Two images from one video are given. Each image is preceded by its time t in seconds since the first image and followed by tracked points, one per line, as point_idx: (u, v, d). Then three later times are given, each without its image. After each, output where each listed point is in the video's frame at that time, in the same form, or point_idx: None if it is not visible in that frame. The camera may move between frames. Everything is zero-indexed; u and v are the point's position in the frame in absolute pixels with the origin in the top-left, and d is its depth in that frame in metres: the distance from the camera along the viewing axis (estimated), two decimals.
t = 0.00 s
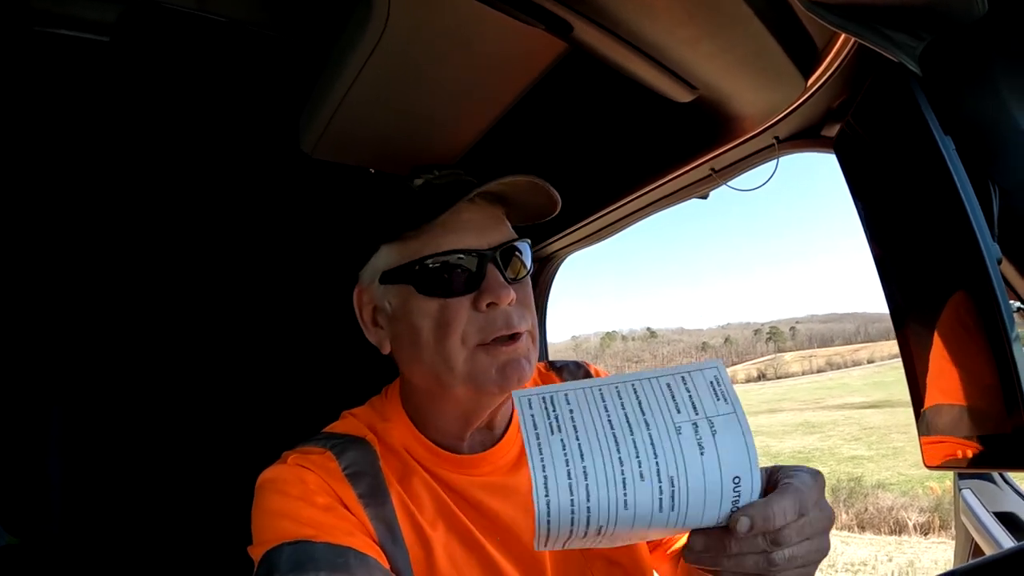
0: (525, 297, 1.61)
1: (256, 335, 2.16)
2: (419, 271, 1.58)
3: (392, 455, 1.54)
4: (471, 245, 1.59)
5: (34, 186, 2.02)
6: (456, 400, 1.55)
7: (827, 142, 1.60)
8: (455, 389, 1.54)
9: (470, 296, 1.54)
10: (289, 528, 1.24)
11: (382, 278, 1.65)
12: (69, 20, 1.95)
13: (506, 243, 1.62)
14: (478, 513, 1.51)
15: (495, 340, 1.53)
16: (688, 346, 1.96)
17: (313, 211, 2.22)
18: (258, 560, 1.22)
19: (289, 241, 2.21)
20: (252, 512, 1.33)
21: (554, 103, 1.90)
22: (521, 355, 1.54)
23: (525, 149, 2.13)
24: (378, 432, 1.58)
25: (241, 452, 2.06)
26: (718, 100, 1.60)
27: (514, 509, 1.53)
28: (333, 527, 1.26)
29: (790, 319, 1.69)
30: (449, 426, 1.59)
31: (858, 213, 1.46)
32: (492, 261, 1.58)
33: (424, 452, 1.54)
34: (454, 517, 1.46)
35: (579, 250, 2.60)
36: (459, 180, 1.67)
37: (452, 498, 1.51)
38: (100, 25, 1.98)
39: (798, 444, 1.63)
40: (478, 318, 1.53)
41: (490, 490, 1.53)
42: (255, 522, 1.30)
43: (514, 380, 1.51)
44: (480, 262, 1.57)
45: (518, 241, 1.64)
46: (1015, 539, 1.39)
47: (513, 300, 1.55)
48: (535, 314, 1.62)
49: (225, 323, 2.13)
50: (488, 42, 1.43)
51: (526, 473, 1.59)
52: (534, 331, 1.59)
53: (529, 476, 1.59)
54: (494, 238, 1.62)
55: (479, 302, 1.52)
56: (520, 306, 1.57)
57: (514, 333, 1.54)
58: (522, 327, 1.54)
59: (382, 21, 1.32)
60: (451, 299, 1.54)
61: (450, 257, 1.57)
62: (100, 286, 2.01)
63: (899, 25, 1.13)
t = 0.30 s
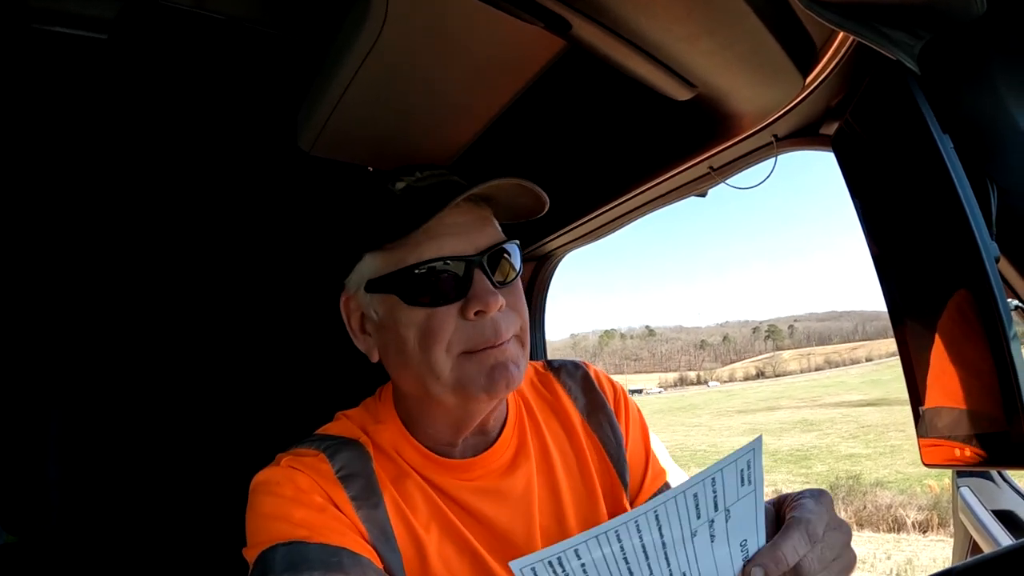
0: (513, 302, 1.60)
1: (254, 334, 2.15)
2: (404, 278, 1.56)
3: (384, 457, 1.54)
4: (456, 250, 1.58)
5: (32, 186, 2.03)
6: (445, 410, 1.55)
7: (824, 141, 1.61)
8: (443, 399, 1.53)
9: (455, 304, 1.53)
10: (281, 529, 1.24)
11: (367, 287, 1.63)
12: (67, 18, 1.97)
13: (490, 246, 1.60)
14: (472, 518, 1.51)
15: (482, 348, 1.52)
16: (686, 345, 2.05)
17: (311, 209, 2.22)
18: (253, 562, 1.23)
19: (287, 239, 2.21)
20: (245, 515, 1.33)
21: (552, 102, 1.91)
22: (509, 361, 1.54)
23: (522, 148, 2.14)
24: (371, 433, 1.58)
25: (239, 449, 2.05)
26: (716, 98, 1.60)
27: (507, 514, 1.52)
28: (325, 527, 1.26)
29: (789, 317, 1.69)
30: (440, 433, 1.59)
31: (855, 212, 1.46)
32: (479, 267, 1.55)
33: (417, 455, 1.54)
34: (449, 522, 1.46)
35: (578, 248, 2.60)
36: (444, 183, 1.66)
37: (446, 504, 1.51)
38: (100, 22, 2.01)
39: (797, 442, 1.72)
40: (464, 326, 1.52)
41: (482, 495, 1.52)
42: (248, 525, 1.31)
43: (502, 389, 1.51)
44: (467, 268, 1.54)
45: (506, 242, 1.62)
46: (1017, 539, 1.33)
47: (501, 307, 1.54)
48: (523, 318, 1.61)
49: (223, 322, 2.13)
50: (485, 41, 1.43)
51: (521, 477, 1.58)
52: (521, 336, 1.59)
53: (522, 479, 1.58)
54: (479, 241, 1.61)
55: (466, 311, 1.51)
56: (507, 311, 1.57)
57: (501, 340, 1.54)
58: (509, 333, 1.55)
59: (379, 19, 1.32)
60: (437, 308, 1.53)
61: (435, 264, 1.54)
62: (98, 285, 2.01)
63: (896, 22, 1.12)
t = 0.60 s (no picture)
0: (516, 301, 1.60)
1: (254, 334, 2.15)
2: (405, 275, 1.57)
3: (386, 458, 1.54)
4: (458, 249, 1.59)
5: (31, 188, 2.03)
6: (447, 409, 1.55)
7: (823, 138, 1.61)
8: (445, 397, 1.53)
9: (458, 302, 1.53)
10: (283, 528, 1.26)
11: (370, 284, 1.65)
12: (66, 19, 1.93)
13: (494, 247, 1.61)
14: (475, 522, 1.50)
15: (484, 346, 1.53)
16: (688, 342, 2.02)
17: (310, 211, 2.22)
18: (255, 560, 1.25)
19: (287, 241, 2.21)
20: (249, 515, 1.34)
21: (551, 101, 1.90)
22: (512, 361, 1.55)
23: (521, 144, 2.13)
24: (374, 434, 1.58)
25: (240, 450, 2.06)
26: (714, 96, 1.60)
27: (510, 517, 1.52)
28: (326, 527, 1.27)
29: (790, 315, 1.67)
30: (441, 433, 1.58)
31: (855, 210, 1.46)
32: (483, 266, 1.56)
33: (420, 458, 1.54)
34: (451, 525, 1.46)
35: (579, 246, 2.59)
36: (449, 181, 1.67)
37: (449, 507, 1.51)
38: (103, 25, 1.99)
39: (798, 439, 1.79)
40: (465, 324, 1.53)
41: (485, 498, 1.52)
42: (251, 524, 1.32)
43: (505, 388, 1.51)
44: (471, 267, 1.55)
45: (511, 243, 1.63)
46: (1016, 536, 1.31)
47: (503, 305, 1.54)
48: (527, 319, 1.61)
49: (225, 324, 2.12)
50: (483, 42, 1.44)
51: (524, 480, 1.58)
52: (525, 335, 1.60)
53: (526, 482, 1.58)
54: (482, 241, 1.62)
55: (468, 308, 1.52)
56: (510, 310, 1.57)
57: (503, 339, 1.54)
58: (512, 332, 1.55)
59: (376, 21, 1.32)
60: (438, 306, 1.53)
61: (441, 262, 1.55)
62: (98, 287, 2.02)
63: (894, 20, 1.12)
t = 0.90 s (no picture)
0: (506, 315, 1.57)
1: (257, 334, 2.16)
2: (410, 277, 1.55)
3: (395, 462, 1.54)
4: (451, 257, 1.58)
5: (37, 185, 2.04)
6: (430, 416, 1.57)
7: (828, 151, 1.62)
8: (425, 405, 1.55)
9: (439, 312, 1.53)
10: (290, 529, 1.26)
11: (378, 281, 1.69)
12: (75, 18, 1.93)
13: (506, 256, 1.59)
14: (482, 529, 1.50)
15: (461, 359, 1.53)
16: (688, 350, 2.05)
17: (315, 213, 2.23)
18: (259, 561, 1.24)
19: (291, 242, 2.23)
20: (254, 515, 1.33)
21: (557, 108, 1.92)
22: (485, 380, 1.54)
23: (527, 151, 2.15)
24: (383, 437, 1.59)
25: (240, 451, 2.06)
26: (720, 107, 1.61)
27: (517, 524, 1.52)
28: (334, 529, 1.27)
29: (792, 325, 1.68)
30: (433, 436, 1.61)
31: (858, 222, 1.46)
32: (469, 277, 1.54)
33: (429, 463, 1.54)
34: (458, 530, 1.46)
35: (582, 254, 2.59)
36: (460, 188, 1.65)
37: (455, 512, 1.51)
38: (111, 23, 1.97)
39: (797, 449, 1.78)
40: (445, 336, 1.53)
41: (493, 504, 1.53)
42: (256, 523, 1.32)
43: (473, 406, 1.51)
44: (455, 276, 1.53)
45: (529, 256, 1.63)
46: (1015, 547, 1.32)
47: (483, 320, 1.52)
48: (515, 333, 1.58)
49: (227, 324, 2.13)
50: (490, 49, 1.45)
51: (531, 487, 1.59)
52: (509, 351, 1.58)
53: (533, 489, 1.59)
54: (475, 251, 1.59)
55: (445, 321, 1.52)
56: (493, 325, 1.55)
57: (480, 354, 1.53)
58: (489, 350, 1.54)
59: (386, 25, 1.33)
60: (422, 314, 1.54)
61: (427, 269, 1.53)
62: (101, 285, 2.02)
63: (901, 33, 1.14)
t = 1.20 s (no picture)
0: (520, 316, 1.58)
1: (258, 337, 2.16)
2: (419, 279, 1.56)
3: (400, 462, 1.55)
4: (464, 258, 1.58)
5: (38, 188, 2.04)
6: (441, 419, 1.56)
7: (828, 150, 1.62)
8: (437, 408, 1.55)
9: (453, 314, 1.53)
10: (295, 528, 1.26)
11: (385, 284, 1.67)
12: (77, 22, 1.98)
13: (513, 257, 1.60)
14: (487, 530, 1.50)
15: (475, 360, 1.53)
16: (690, 351, 2.03)
17: (316, 215, 2.23)
18: (263, 559, 1.24)
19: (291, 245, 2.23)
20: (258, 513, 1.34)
21: (556, 110, 1.92)
22: (497, 383, 1.55)
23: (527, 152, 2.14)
24: (388, 438, 1.59)
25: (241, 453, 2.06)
26: (720, 108, 1.61)
27: (521, 525, 1.52)
28: (338, 529, 1.27)
29: (794, 325, 1.68)
30: (442, 440, 1.59)
31: (859, 222, 1.46)
32: (483, 279, 1.55)
33: (434, 463, 1.54)
34: (462, 531, 1.46)
35: (583, 255, 2.59)
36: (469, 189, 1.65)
37: (460, 512, 1.51)
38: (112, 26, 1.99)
39: (799, 449, 1.80)
40: (458, 338, 1.53)
41: (497, 505, 1.53)
42: (260, 522, 1.32)
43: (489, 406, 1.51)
44: (470, 278, 1.54)
45: (536, 256, 1.63)
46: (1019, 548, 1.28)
47: (498, 321, 1.53)
48: (528, 334, 1.59)
49: (228, 327, 2.13)
50: (489, 49, 1.45)
51: (535, 489, 1.59)
52: (524, 353, 1.59)
53: (537, 491, 1.59)
54: (488, 253, 1.60)
55: (459, 323, 1.52)
56: (507, 326, 1.56)
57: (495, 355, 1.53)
58: (504, 351, 1.55)
59: (385, 27, 1.33)
60: (434, 317, 1.54)
61: (442, 271, 1.54)
62: (102, 287, 2.02)
63: (901, 34, 1.14)
